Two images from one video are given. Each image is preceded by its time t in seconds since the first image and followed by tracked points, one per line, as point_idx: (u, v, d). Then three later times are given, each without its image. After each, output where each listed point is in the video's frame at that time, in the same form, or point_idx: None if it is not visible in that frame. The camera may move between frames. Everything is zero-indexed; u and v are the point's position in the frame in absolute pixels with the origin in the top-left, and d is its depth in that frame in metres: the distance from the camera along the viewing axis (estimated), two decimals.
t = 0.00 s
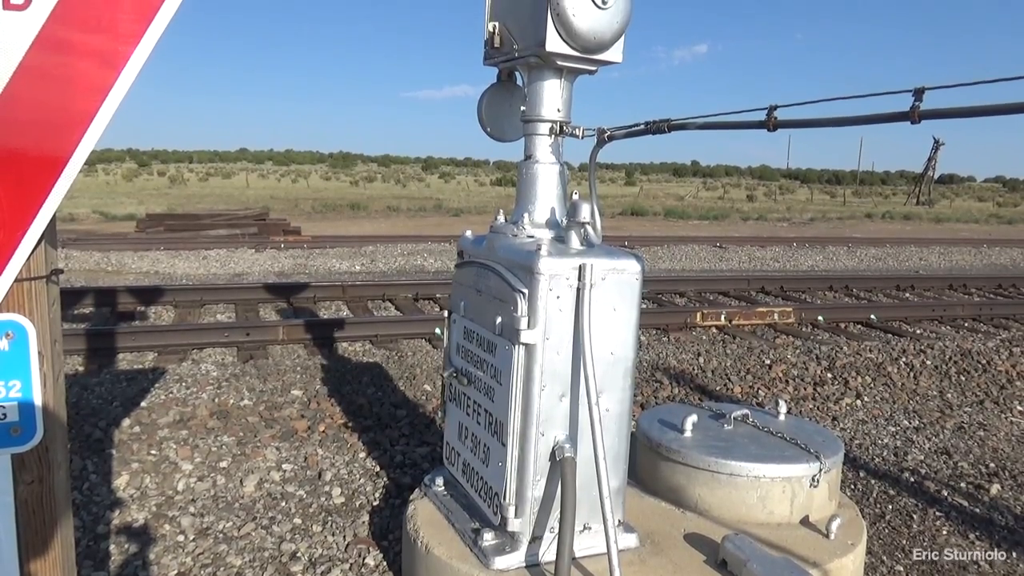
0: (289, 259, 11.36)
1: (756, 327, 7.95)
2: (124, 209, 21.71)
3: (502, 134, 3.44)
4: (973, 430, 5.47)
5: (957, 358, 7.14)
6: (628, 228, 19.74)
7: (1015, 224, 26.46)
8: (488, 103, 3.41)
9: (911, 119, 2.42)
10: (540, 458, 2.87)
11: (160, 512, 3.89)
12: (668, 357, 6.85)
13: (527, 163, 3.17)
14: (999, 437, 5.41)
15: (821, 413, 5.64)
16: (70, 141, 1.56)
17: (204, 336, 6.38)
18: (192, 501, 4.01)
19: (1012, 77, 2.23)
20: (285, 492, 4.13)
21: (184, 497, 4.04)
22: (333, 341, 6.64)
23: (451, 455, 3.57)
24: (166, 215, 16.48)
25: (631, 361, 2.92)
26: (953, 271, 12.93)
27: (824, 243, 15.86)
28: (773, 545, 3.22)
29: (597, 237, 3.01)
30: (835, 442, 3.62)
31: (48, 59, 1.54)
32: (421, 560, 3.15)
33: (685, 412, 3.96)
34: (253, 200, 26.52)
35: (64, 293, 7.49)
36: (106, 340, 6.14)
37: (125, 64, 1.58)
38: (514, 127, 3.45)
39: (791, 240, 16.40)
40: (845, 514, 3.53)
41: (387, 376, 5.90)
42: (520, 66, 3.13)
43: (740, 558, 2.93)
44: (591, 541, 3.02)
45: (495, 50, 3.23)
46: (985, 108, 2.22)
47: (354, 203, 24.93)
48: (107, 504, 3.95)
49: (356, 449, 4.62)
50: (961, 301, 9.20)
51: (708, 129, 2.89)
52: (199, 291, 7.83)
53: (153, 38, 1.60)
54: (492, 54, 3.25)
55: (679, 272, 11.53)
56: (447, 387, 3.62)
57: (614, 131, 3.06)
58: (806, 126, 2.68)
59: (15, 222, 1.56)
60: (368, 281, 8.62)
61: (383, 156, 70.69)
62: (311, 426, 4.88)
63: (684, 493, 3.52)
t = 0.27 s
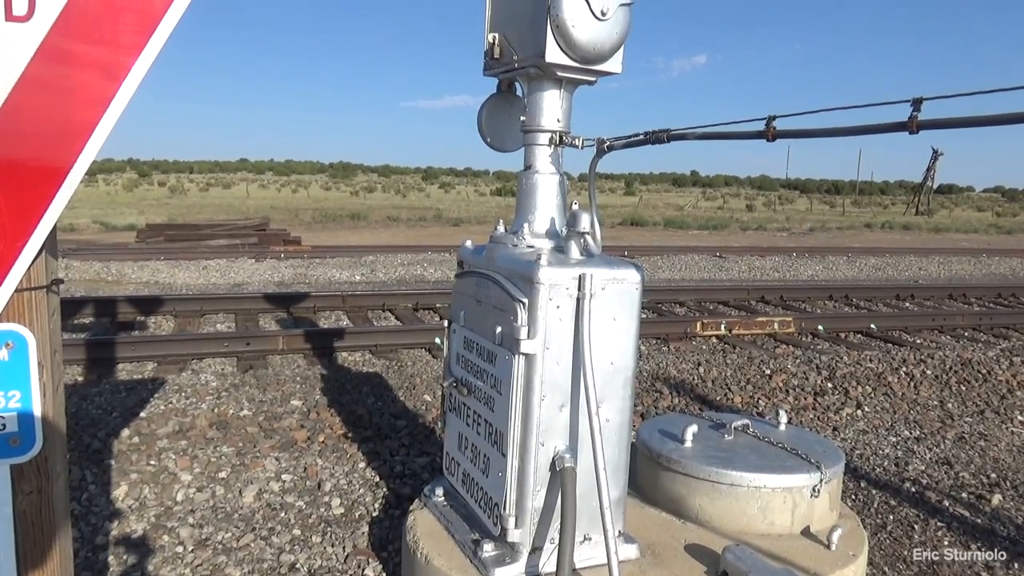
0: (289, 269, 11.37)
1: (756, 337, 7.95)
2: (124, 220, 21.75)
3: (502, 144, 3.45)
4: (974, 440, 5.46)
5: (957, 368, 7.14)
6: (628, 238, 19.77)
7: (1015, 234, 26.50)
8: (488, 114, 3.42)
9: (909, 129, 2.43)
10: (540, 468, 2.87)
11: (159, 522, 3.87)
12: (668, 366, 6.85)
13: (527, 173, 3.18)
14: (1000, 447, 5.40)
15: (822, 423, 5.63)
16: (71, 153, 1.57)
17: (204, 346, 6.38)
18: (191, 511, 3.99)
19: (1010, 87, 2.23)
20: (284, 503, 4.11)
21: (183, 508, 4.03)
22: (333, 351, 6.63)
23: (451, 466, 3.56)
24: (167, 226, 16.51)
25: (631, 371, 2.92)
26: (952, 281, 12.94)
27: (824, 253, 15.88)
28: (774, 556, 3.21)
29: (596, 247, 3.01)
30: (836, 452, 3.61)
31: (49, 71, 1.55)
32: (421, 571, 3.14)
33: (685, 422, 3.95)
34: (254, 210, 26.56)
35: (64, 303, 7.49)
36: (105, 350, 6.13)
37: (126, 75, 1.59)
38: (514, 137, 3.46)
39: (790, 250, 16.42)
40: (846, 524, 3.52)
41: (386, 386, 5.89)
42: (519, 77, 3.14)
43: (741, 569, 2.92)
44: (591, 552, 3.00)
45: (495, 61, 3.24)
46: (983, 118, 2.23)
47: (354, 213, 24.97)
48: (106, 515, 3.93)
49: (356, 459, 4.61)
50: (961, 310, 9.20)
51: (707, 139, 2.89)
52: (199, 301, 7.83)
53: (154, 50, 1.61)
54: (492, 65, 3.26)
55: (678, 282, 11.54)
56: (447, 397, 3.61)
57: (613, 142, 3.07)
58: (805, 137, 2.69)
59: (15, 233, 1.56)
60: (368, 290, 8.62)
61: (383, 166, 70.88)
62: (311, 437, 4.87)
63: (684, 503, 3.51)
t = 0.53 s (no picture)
0: (288, 281, 11.37)
1: (756, 348, 7.95)
2: (124, 231, 21.77)
3: (501, 155, 3.46)
4: (975, 452, 5.45)
5: (958, 379, 7.13)
6: (627, 249, 19.79)
7: (1014, 245, 26.52)
8: (487, 125, 3.43)
9: (907, 140, 2.44)
10: (540, 479, 2.86)
11: (157, 535, 3.86)
12: (668, 378, 6.84)
13: (527, 184, 3.18)
14: (1001, 458, 5.39)
15: (822, 435, 5.62)
16: (73, 164, 1.58)
17: (203, 357, 6.37)
18: (190, 523, 3.97)
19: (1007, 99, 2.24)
20: (283, 515, 4.10)
21: (182, 519, 4.01)
22: (333, 362, 6.62)
23: (451, 477, 3.55)
24: (167, 237, 16.52)
25: (631, 382, 2.92)
26: (952, 292, 12.95)
27: (824, 264, 15.89)
28: (775, 568, 3.20)
29: (596, 259, 3.02)
30: (836, 463, 3.60)
31: (51, 83, 1.56)
32: None
33: (685, 433, 3.95)
34: (254, 221, 26.61)
35: (63, 314, 7.48)
36: (105, 361, 6.13)
37: (128, 87, 1.60)
38: (513, 149, 3.47)
39: (790, 261, 16.44)
40: (846, 536, 3.51)
41: (386, 397, 5.88)
42: (519, 88, 3.16)
43: None
44: (591, 564, 2.99)
45: (494, 73, 3.25)
46: (981, 130, 2.24)
47: (354, 224, 25.00)
48: (104, 527, 3.92)
49: (355, 470, 4.60)
50: (961, 321, 9.19)
51: (706, 151, 2.90)
52: (199, 312, 7.82)
53: (156, 62, 1.62)
54: (492, 77, 3.27)
55: (678, 293, 11.55)
56: (447, 408, 3.60)
57: (613, 153, 3.08)
58: (804, 148, 2.70)
59: (16, 244, 1.56)
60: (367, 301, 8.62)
61: (383, 178, 71.04)
62: (310, 448, 4.86)
63: (685, 515, 3.50)
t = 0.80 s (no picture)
0: (288, 292, 11.37)
1: (756, 359, 7.94)
2: (124, 242, 21.78)
3: (501, 167, 3.47)
4: (976, 464, 5.43)
5: (958, 390, 7.11)
6: (627, 260, 19.80)
7: (1012, 256, 26.57)
8: (487, 137, 3.45)
9: (904, 152, 2.45)
10: (540, 492, 2.85)
11: (155, 548, 3.84)
12: (667, 389, 6.83)
13: (526, 196, 3.19)
14: (1002, 470, 5.37)
15: (823, 446, 5.60)
16: (73, 175, 1.58)
17: (203, 369, 6.36)
18: (188, 536, 3.96)
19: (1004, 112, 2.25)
20: (282, 528, 4.08)
21: (180, 532, 4.00)
22: (332, 373, 6.61)
23: (451, 489, 3.54)
24: (167, 249, 16.54)
25: (631, 393, 2.92)
26: (951, 303, 12.95)
27: (823, 275, 15.90)
28: None
29: (595, 270, 3.02)
30: (837, 475, 3.59)
31: (52, 95, 1.56)
32: None
33: (685, 445, 3.94)
34: (254, 233, 26.65)
35: (63, 326, 7.48)
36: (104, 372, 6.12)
37: (129, 100, 1.61)
38: (513, 160, 3.48)
39: (789, 272, 16.45)
40: (848, 548, 3.50)
41: (385, 409, 5.87)
42: (518, 101, 3.17)
43: None
44: None
45: (494, 86, 3.27)
46: (979, 142, 2.25)
47: (354, 236, 25.01)
48: (102, 540, 3.90)
49: (354, 483, 4.58)
50: (960, 332, 9.19)
51: (705, 163, 2.91)
52: (198, 323, 7.82)
53: (158, 75, 1.63)
54: (491, 89, 3.29)
55: (677, 305, 11.55)
56: (446, 420, 3.60)
57: (612, 165, 3.09)
58: (802, 160, 2.70)
59: (15, 257, 1.56)
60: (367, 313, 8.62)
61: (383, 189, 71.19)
62: (309, 461, 4.84)
63: (685, 528, 3.49)
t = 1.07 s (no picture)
0: (288, 304, 11.37)
1: (756, 371, 7.93)
2: (124, 254, 21.80)
3: (500, 179, 3.48)
4: (978, 476, 5.42)
5: (959, 402, 7.10)
6: (626, 272, 19.81)
7: (1012, 267, 26.60)
8: (486, 150, 3.46)
9: (903, 164, 2.46)
10: (540, 504, 2.84)
11: (154, 561, 3.82)
12: (668, 401, 6.82)
13: (526, 208, 3.20)
14: (1003, 482, 5.36)
15: (823, 458, 5.59)
16: (75, 188, 1.58)
17: (202, 381, 6.35)
18: (187, 550, 3.94)
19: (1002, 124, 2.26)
20: (281, 541, 4.06)
21: (179, 546, 3.98)
22: (332, 386, 6.60)
23: (450, 502, 3.53)
24: (167, 261, 16.55)
25: (631, 405, 2.91)
26: (951, 314, 12.96)
27: (823, 287, 15.92)
28: None
29: (595, 282, 3.02)
30: (838, 487, 3.58)
31: (55, 108, 1.57)
32: None
33: (685, 457, 3.92)
34: (254, 245, 26.69)
35: (62, 338, 7.47)
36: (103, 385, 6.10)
37: (130, 112, 1.61)
38: (512, 172, 3.49)
39: (789, 284, 16.47)
40: (849, 561, 3.48)
41: (385, 421, 5.85)
42: (517, 113, 3.19)
43: None
44: None
45: (494, 98, 3.29)
46: (977, 153, 2.26)
47: (353, 247, 25.05)
48: (100, 554, 3.88)
49: (354, 495, 4.56)
50: (961, 343, 9.18)
51: (704, 174, 2.92)
52: (198, 335, 7.81)
53: (160, 87, 1.64)
54: (491, 101, 3.30)
55: (677, 316, 11.55)
56: (446, 432, 3.59)
57: (611, 177, 3.10)
58: (801, 171, 2.71)
59: (15, 269, 1.57)
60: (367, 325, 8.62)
61: (383, 202, 71.34)
62: (309, 473, 4.83)
63: (686, 541, 3.47)
